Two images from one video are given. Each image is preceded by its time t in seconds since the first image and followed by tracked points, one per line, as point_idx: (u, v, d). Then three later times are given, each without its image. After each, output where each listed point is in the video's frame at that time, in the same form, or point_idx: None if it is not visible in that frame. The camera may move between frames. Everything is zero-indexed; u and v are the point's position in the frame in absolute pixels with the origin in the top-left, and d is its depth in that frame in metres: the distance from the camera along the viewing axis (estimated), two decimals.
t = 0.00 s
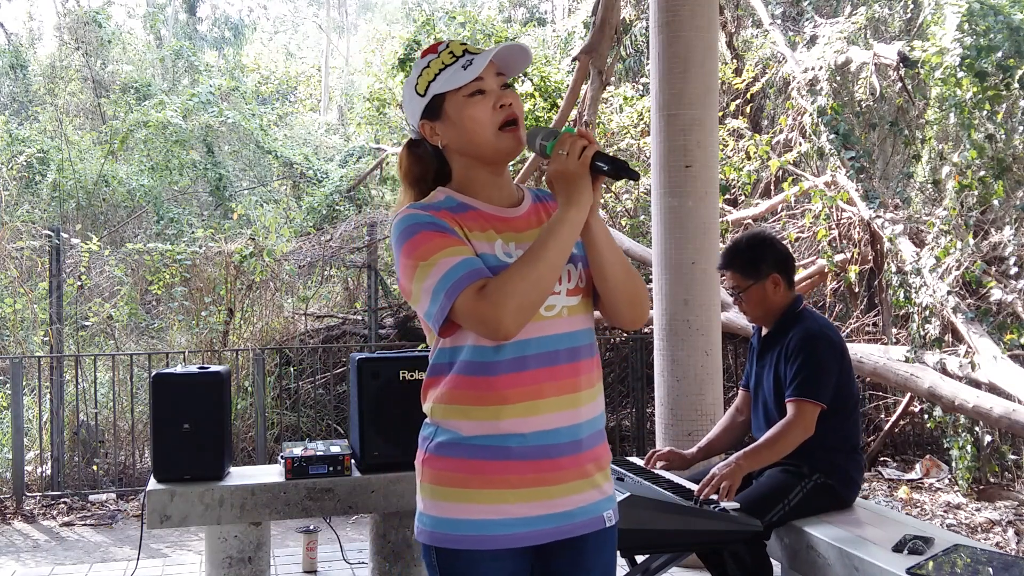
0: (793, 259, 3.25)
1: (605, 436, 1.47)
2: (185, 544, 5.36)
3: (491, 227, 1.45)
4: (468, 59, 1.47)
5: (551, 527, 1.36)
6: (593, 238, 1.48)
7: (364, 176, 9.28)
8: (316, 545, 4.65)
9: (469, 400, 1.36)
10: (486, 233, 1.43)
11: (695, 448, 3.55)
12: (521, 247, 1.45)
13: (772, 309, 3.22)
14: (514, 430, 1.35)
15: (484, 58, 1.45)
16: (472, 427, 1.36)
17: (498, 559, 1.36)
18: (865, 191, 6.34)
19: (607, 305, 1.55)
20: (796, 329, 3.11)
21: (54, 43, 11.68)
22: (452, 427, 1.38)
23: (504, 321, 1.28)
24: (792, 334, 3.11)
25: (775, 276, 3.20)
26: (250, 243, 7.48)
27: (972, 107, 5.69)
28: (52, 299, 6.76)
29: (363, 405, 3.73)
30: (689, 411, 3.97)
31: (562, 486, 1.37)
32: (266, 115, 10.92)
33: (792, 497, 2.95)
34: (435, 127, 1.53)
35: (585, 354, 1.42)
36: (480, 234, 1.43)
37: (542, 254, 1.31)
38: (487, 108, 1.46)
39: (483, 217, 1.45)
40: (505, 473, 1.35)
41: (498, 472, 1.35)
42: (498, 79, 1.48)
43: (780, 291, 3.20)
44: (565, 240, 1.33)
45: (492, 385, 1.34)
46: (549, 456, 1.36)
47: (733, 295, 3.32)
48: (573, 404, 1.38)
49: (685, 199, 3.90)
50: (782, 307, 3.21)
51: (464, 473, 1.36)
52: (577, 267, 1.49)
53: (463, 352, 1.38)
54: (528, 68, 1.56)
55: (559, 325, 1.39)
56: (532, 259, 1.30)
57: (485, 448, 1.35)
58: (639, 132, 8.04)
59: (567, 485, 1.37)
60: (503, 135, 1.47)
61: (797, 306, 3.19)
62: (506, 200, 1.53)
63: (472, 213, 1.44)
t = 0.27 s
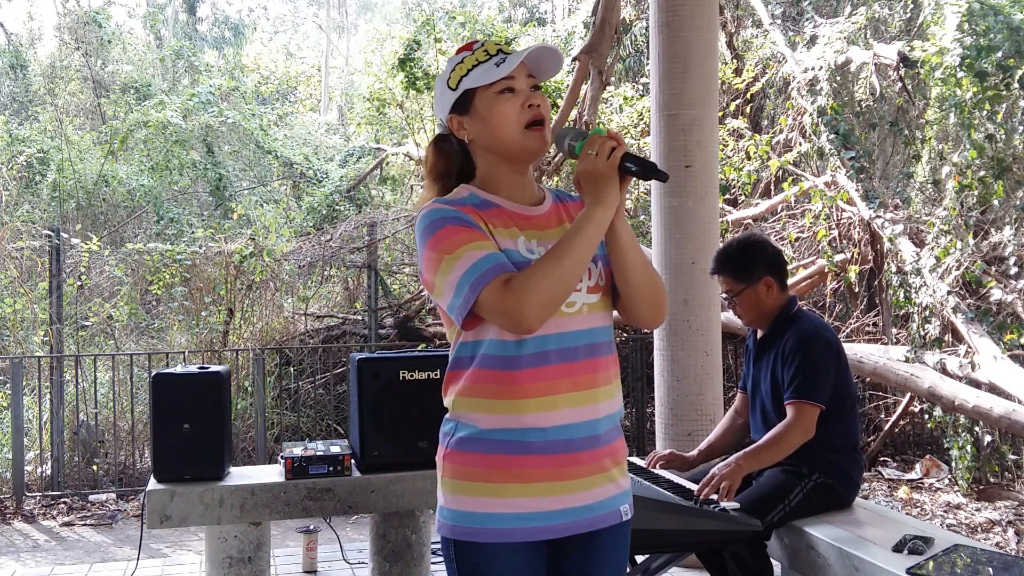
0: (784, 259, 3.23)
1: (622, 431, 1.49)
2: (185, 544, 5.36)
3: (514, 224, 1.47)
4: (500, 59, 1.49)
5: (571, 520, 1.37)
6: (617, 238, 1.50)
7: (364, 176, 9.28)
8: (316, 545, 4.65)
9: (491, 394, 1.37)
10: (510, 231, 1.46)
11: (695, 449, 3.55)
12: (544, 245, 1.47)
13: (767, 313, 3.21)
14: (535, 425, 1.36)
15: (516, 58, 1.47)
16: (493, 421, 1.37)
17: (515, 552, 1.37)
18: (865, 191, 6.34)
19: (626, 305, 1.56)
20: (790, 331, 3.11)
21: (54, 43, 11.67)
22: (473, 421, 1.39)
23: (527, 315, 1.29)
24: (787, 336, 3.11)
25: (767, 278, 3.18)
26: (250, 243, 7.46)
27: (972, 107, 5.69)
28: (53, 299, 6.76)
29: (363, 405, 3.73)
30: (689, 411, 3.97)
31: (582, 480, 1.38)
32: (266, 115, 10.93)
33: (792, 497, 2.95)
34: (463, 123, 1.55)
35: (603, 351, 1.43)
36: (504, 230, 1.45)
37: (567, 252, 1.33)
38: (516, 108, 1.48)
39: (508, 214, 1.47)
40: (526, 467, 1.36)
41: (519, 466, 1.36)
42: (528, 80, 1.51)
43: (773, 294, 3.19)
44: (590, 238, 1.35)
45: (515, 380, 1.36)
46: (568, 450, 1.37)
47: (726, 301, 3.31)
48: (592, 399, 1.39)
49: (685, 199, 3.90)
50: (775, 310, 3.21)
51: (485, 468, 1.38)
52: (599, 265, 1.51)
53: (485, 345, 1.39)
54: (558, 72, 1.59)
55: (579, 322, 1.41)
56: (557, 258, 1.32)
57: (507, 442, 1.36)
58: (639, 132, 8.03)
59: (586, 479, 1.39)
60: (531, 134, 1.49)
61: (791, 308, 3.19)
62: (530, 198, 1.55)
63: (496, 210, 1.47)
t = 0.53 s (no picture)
0: (780, 260, 3.24)
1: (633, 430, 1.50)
2: (185, 544, 5.36)
3: (530, 223, 1.49)
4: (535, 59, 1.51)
5: (581, 517, 1.39)
6: (632, 241, 1.51)
7: (364, 176, 9.28)
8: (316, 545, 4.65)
9: (502, 390, 1.39)
10: (526, 229, 1.47)
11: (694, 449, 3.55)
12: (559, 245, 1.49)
13: (765, 313, 3.20)
14: (545, 421, 1.37)
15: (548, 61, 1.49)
16: (504, 418, 1.38)
17: (525, 548, 1.38)
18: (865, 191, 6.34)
19: (639, 310, 1.57)
20: (787, 332, 3.11)
21: (54, 43, 11.67)
22: (484, 417, 1.41)
23: (538, 310, 1.31)
24: (784, 337, 3.11)
25: (768, 276, 3.18)
26: (250, 243, 7.45)
27: (972, 107, 5.69)
28: (53, 299, 6.77)
29: (363, 405, 3.72)
30: (689, 411, 3.97)
31: (592, 477, 1.40)
32: (266, 115, 10.92)
33: (792, 498, 2.95)
34: (491, 118, 1.56)
35: (614, 351, 1.45)
36: (520, 227, 1.47)
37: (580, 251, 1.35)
38: (544, 108, 1.50)
39: (525, 213, 1.49)
40: (536, 464, 1.38)
41: (530, 463, 1.38)
42: (560, 83, 1.52)
43: (772, 294, 3.19)
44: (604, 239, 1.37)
45: (525, 377, 1.38)
46: (578, 448, 1.39)
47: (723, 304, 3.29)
48: (603, 398, 1.41)
49: (685, 198, 3.90)
50: (773, 311, 3.21)
51: (495, 464, 1.39)
52: (613, 267, 1.52)
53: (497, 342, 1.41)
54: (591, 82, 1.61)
55: (590, 321, 1.42)
56: (571, 256, 1.34)
57: (517, 438, 1.38)
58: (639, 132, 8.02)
59: (597, 476, 1.40)
60: (557, 137, 1.51)
61: (788, 308, 3.19)
62: (549, 199, 1.57)
63: (514, 208, 1.49)
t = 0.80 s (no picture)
0: (781, 260, 3.22)
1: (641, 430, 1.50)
2: (185, 544, 5.36)
3: (539, 222, 1.49)
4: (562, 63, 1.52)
5: (581, 515, 1.39)
6: (636, 244, 1.51)
7: (364, 176, 9.29)
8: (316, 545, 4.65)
9: (504, 387, 1.40)
10: (535, 228, 1.48)
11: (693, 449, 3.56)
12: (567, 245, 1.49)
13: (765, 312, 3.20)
14: (546, 418, 1.38)
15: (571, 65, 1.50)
16: (506, 414, 1.39)
17: (527, 545, 1.38)
18: (865, 191, 6.34)
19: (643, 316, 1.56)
20: (786, 332, 3.11)
21: (54, 43, 11.68)
22: (487, 413, 1.41)
23: (536, 308, 1.32)
24: (783, 337, 3.11)
25: (771, 273, 3.17)
26: (250, 243, 7.44)
27: (972, 107, 5.69)
28: (53, 299, 6.77)
29: (363, 405, 3.72)
30: (689, 411, 3.97)
31: (595, 476, 1.40)
32: (266, 115, 10.92)
33: (792, 497, 2.95)
34: (513, 117, 1.57)
35: (619, 351, 1.45)
36: (528, 227, 1.47)
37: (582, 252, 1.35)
38: (565, 111, 1.51)
39: (535, 213, 1.49)
40: (539, 461, 1.38)
41: (532, 460, 1.38)
42: (585, 88, 1.53)
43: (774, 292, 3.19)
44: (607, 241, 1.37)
45: (527, 374, 1.39)
46: (581, 446, 1.39)
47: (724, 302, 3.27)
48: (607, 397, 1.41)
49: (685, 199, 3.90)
50: (774, 310, 3.20)
51: (499, 461, 1.40)
52: (620, 267, 1.52)
53: (499, 340, 1.42)
54: (617, 95, 1.62)
55: (593, 321, 1.43)
56: (572, 256, 1.35)
57: (519, 435, 1.39)
58: (639, 132, 8.01)
59: (600, 475, 1.40)
60: (576, 141, 1.51)
61: (788, 308, 3.19)
62: (564, 201, 1.57)
63: (525, 207, 1.49)
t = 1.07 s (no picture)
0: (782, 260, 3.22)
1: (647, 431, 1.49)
2: (185, 544, 5.36)
3: (542, 224, 1.50)
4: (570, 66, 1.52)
5: (581, 513, 1.39)
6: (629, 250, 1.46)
7: (364, 176, 9.29)
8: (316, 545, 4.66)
9: (504, 385, 1.42)
10: (538, 230, 1.49)
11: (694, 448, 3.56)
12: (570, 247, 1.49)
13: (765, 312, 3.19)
14: (544, 417, 1.39)
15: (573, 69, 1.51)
16: (505, 413, 1.41)
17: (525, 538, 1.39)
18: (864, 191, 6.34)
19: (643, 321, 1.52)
20: (786, 332, 3.11)
21: (54, 43, 11.67)
22: (488, 412, 1.44)
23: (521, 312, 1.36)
24: (783, 337, 3.11)
25: (771, 274, 3.16)
26: (250, 243, 7.43)
27: (972, 107, 5.69)
28: (53, 299, 6.77)
29: (362, 405, 3.71)
30: (689, 411, 3.96)
31: (594, 475, 1.40)
32: (266, 115, 10.92)
33: (792, 498, 2.95)
34: (528, 119, 1.59)
35: (620, 353, 1.44)
36: (531, 228, 1.49)
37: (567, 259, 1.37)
38: (570, 113, 1.51)
39: (540, 214, 1.50)
40: (538, 459, 1.39)
41: (531, 457, 1.40)
42: (595, 91, 1.53)
43: (774, 292, 3.18)
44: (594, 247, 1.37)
45: (524, 374, 1.40)
46: (580, 445, 1.40)
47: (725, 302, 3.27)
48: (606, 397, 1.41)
49: (685, 199, 3.90)
50: (775, 310, 3.20)
51: (499, 458, 1.41)
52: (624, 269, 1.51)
53: (499, 339, 1.45)
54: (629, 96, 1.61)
55: (591, 323, 1.43)
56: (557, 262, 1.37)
57: (518, 433, 1.40)
58: (639, 132, 8.00)
59: (599, 474, 1.40)
60: (581, 143, 1.51)
61: (788, 308, 3.19)
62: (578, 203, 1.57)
63: (532, 208, 1.50)
